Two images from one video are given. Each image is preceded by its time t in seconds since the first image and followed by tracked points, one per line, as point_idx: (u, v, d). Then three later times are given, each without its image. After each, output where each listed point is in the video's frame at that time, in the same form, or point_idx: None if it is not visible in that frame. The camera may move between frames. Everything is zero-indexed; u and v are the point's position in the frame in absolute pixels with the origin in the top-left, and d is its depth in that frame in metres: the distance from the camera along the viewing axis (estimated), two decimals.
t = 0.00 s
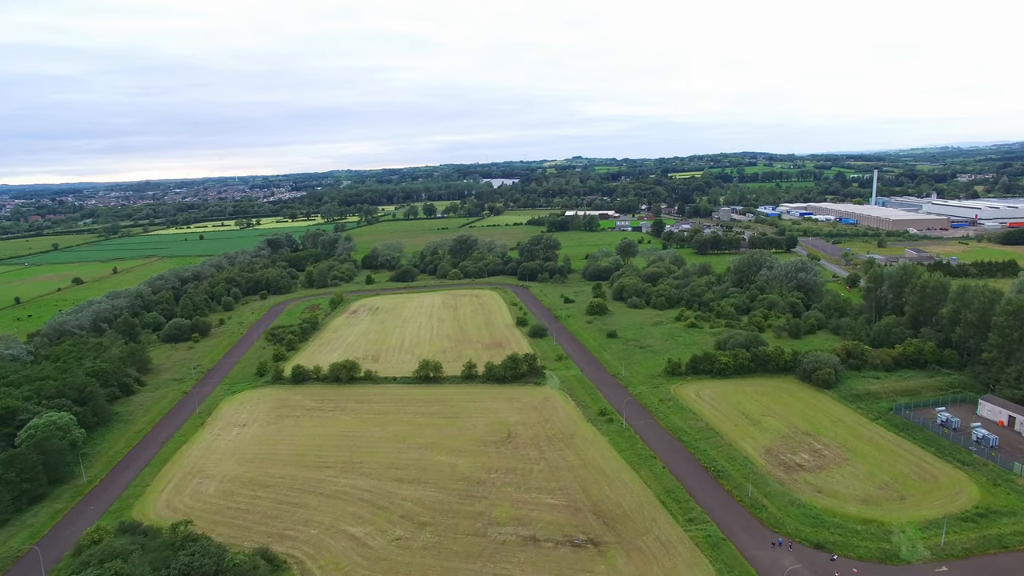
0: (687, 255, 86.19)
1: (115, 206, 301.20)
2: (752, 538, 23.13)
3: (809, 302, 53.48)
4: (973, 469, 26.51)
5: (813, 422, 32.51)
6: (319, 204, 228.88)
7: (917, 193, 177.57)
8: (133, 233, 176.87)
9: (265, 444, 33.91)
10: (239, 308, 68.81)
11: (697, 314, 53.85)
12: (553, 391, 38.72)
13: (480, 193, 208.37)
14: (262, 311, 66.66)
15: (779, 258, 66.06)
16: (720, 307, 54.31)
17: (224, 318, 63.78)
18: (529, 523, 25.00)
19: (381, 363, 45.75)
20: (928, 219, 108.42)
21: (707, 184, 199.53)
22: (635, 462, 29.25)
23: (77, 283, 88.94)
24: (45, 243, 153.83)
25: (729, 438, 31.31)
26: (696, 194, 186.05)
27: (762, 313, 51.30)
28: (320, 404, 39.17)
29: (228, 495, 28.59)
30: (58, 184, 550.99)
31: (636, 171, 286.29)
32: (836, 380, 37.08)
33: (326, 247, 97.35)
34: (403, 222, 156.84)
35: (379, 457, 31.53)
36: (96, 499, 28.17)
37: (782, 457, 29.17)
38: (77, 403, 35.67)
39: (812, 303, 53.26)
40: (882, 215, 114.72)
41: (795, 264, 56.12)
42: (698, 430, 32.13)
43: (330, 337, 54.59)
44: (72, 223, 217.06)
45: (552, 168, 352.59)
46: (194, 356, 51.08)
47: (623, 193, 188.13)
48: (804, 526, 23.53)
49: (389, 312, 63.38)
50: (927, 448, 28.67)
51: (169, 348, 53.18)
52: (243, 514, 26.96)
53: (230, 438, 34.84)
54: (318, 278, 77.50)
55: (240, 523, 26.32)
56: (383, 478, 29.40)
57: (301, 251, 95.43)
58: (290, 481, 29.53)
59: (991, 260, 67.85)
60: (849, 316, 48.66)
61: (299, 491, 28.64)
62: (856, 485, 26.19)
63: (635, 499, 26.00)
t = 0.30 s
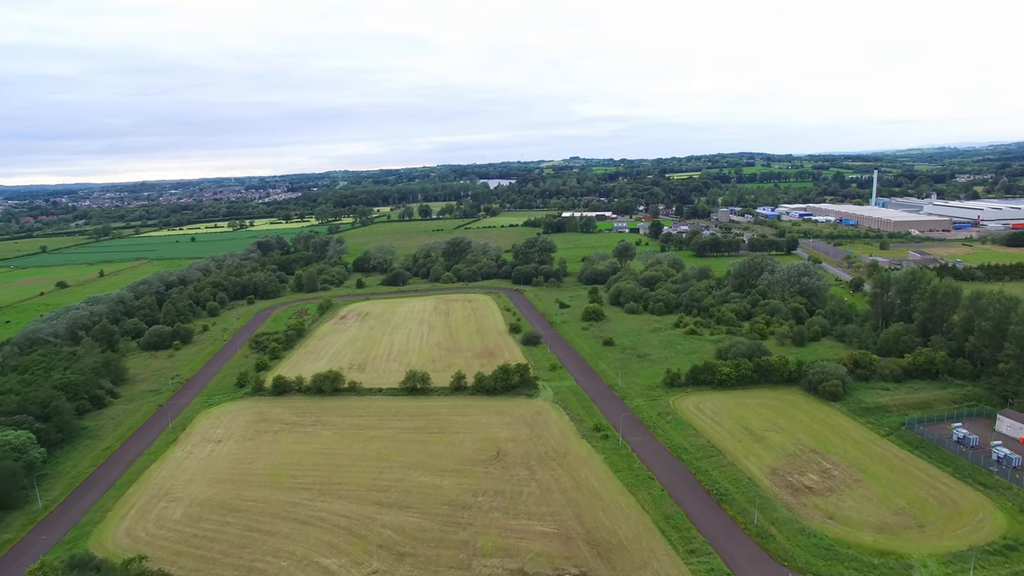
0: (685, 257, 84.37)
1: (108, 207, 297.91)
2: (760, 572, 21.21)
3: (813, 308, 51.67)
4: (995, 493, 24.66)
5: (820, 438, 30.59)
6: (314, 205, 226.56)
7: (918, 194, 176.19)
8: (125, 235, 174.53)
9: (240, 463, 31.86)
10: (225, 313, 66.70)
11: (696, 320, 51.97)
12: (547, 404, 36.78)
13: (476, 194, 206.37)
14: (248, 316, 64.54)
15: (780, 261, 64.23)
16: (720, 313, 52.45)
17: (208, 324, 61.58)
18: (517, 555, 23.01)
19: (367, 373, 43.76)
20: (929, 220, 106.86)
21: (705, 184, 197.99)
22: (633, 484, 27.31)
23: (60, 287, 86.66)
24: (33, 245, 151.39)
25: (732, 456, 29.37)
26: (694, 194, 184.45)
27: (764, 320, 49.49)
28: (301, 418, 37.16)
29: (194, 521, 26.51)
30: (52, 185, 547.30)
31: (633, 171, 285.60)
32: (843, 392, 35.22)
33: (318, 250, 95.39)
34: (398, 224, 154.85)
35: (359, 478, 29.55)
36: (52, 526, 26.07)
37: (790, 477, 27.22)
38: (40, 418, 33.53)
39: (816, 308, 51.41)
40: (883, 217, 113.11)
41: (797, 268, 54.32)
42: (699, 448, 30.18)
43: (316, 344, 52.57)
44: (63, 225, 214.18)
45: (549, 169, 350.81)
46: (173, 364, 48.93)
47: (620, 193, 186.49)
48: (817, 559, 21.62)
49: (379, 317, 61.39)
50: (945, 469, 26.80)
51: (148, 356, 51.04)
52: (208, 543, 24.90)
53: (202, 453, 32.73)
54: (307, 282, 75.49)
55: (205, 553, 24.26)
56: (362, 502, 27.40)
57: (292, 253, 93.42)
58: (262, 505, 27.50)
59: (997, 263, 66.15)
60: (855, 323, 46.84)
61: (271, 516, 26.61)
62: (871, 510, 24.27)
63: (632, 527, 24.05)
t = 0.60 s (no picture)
0: (684, 260, 82.50)
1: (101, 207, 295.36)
2: None
3: (816, 313, 49.89)
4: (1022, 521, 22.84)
5: (829, 457, 28.72)
6: (309, 206, 224.36)
7: (918, 194, 174.56)
8: (116, 236, 172.10)
9: (210, 482, 29.80)
10: (210, 319, 64.55)
11: (696, 327, 50.11)
12: (539, 418, 34.83)
13: (472, 194, 204.49)
14: (234, 322, 62.46)
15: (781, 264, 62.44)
16: (721, 318, 50.62)
17: (191, 330, 59.39)
18: None
19: (352, 384, 41.80)
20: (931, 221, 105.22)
21: (704, 185, 196.37)
22: (630, 509, 25.38)
23: (43, 290, 84.39)
24: (22, 246, 149.08)
25: (735, 477, 27.49)
26: (693, 195, 182.86)
27: (766, 326, 47.72)
28: (280, 433, 35.11)
29: (155, 549, 24.49)
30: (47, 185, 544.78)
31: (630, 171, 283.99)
32: (852, 405, 33.37)
33: (308, 252, 93.40)
34: (392, 225, 152.85)
35: (337, 501, 27.54)
36: None
37: (799, 501, 25.33)
38: None
39: (820, 314, 49.61)
40: (884, 218, 111.48)
41: (800, 271, 52.49)
42: (702, 468, 28.27)
43: (301, 352, 50.51)
44: (55, 226, 211.70)
45: (546, 169, 349.26)
46: (152, 373, 46.76)
47: (617, 194, 184.83)
48: None
49: (368, 323, 59.41)
50: (966, 493, 24.95)
51: (126, 365, 48.87)
52: None
53: (172, 471, 30.68)
54: (296, 286, 73.45)
55: None
56: (338, 529, 25.41)
57: (282, 256, 91.37)
58: (230, 531, 25.48)
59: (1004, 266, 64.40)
60: (861, 329, 45.05)
61: (238, 545, 24.59)
62: (888, 540, 22.40)
63: (629, 560, 22.14)
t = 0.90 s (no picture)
0: (683, 262, 80.68)
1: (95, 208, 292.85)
2: None
3: (821, 320, 48.02)
4: None
5: (840, 477, 26.83)
6: (304, 207, 222.20)
7: (918, 195, 173.07)
8: (107, 237, 169.71)
9: (178, 504, 27.71)
10: (194, 324, 62.36)
11: (697, 334, 48.23)
12: (532, 433, 32.91)
13: (469, 195, 202.53)
14: (219, 327, 60.32)
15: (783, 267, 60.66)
16: (722, 325, 48.74)
17: (174, 336, 57.14)
18: None
19: (336, 396, 39.77)
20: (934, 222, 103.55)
21: (703, 185, 194.72)
22: (629, 539, 23.44)
23: (26, 294, 82.09)
24: (11, 248, 146.59)
25: (740, 501, 25.57)
26: (691, 195, 181.26)
27: (769, 334, 45.87)
28: (257, 450, 33.07)
29: None
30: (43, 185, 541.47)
31: (628, 171, 282.59)
32: (863, 420, 31.49)
33: (299, 255, 91.35)
34: (387, 226, 150.87)
35: (312, 527, 25.56)
36: None
37: (810, 529, 23.42)
38: None
39: (825, 320, 47.78)
40: (885, 219, 109.88)
41: (804, 276, 50.70)
42: (704, 491, 26.37)
43: (286, 361, 48.49)
44: (47, 228, 208.95)
45: (544, 169, 347.65)
46: (128, 382, 44.53)
47: (615, 194, 183.10)
48: None
49: (357, 329, 57.40)
50: (990, 520, 23.10)
51: (102, 374, 46.63)
52: None
53: (138, 491, 28.65)
54: (285, 290, 71.39)
55: None
56: (312, 559, 23.43)
57: (272, 259, 89.34)
58: (194, 563, 23.46)
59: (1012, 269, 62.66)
60: (869, 337, 43.19)
61: None
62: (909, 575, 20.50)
63: None
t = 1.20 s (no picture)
0: (682, 265, 78.86)
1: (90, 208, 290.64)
2: None
3: (827, 327, 46.15)
4: None
5: (854, 502, 24.89)
6: (299, 207, 220.01)
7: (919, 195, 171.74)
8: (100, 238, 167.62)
9: (142, 530, 25.56)
10: (179, 329, 60.07)
11: (698, 341, 46.34)
12: (524, 451, 30.95)
13: (466, 195, 200.72)
14: (203, 333, 58.23)
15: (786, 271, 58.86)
16: (724, 332, 46.88)
17: (156, 343, 54.75)
18: None
19: (318, 409, 37.81)
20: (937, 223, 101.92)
21: (702, 185, 193.09)
22: (625, 572, 21.49)
23: (9, 297, 79.83)
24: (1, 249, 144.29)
25: (747, 529, 23.62)
26: (690, 196, 179.71)
27: (773, 342, 44.00)
28: (232, 468, 30.96)
29: None
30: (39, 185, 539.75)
31: (626, 171, 281.05)
32: (876, 436, 29.58)
33: (290, 257, 89.32)
34: (383, 227, 148.98)
35: (284, 558, 23.55)
36: None
37: (824, 562, 21.47)
38: None
39: (831, 327, 45.87)
40: (887, 220, 108.29)
41: (808, 281, 48.88)
42: (707, 517, 24.40)
43: (269, 370, 46.45)
44: (39, 228, 206.73)
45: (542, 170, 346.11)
46: (103, 393, 42.14)
47: (613, 194, 181.41)
48: None
49: (346, 336, 55.39)
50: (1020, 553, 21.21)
51: (78, 385, 44.22)
52: None
53: (99, 515, 26.53)
54: (274, 294, 69.32)
55: None
56: None
57: (262, 262, 87.32)
58: None
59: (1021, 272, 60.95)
60: (877, 345, 41.33)
61: None
62: None
63: None
